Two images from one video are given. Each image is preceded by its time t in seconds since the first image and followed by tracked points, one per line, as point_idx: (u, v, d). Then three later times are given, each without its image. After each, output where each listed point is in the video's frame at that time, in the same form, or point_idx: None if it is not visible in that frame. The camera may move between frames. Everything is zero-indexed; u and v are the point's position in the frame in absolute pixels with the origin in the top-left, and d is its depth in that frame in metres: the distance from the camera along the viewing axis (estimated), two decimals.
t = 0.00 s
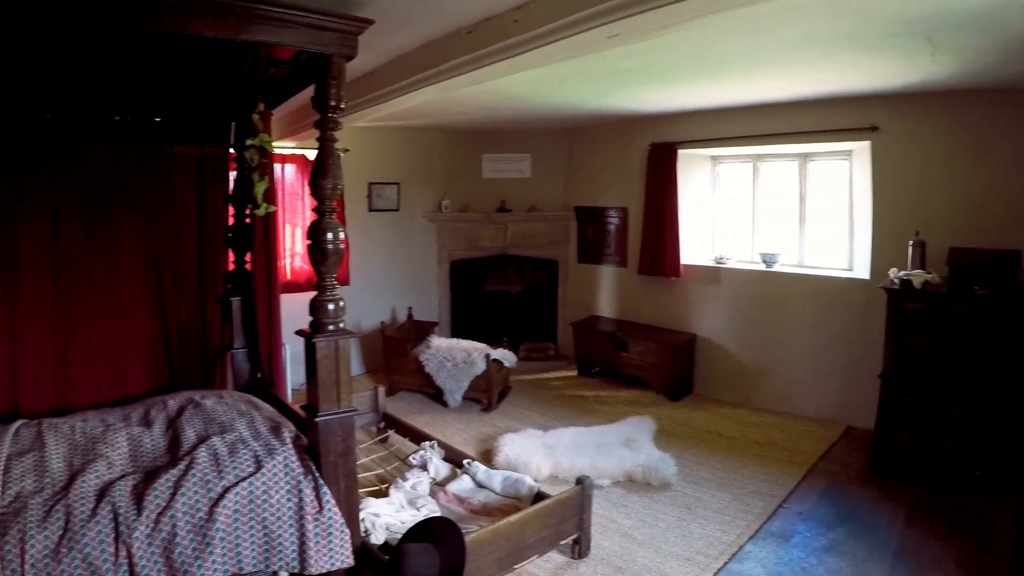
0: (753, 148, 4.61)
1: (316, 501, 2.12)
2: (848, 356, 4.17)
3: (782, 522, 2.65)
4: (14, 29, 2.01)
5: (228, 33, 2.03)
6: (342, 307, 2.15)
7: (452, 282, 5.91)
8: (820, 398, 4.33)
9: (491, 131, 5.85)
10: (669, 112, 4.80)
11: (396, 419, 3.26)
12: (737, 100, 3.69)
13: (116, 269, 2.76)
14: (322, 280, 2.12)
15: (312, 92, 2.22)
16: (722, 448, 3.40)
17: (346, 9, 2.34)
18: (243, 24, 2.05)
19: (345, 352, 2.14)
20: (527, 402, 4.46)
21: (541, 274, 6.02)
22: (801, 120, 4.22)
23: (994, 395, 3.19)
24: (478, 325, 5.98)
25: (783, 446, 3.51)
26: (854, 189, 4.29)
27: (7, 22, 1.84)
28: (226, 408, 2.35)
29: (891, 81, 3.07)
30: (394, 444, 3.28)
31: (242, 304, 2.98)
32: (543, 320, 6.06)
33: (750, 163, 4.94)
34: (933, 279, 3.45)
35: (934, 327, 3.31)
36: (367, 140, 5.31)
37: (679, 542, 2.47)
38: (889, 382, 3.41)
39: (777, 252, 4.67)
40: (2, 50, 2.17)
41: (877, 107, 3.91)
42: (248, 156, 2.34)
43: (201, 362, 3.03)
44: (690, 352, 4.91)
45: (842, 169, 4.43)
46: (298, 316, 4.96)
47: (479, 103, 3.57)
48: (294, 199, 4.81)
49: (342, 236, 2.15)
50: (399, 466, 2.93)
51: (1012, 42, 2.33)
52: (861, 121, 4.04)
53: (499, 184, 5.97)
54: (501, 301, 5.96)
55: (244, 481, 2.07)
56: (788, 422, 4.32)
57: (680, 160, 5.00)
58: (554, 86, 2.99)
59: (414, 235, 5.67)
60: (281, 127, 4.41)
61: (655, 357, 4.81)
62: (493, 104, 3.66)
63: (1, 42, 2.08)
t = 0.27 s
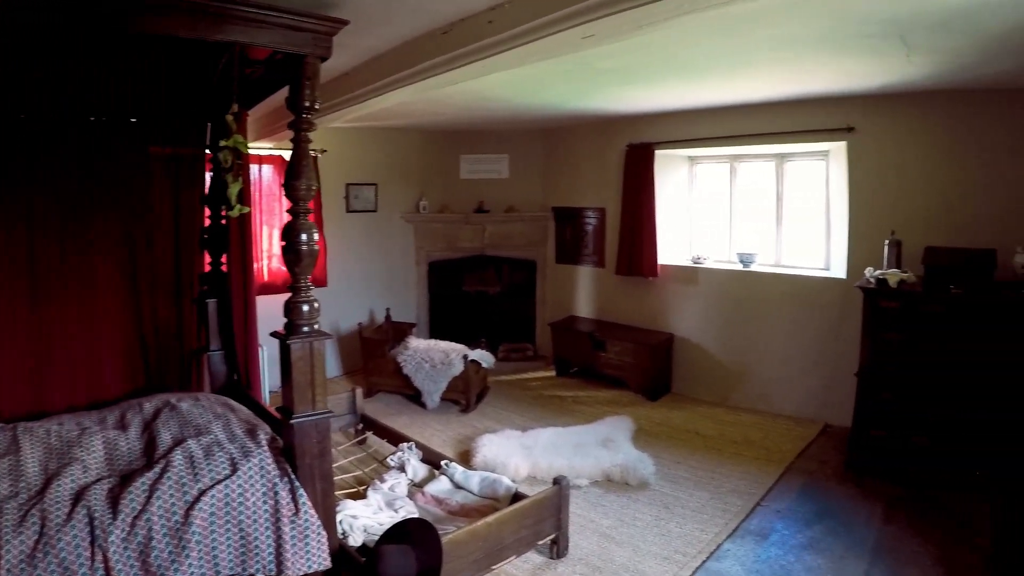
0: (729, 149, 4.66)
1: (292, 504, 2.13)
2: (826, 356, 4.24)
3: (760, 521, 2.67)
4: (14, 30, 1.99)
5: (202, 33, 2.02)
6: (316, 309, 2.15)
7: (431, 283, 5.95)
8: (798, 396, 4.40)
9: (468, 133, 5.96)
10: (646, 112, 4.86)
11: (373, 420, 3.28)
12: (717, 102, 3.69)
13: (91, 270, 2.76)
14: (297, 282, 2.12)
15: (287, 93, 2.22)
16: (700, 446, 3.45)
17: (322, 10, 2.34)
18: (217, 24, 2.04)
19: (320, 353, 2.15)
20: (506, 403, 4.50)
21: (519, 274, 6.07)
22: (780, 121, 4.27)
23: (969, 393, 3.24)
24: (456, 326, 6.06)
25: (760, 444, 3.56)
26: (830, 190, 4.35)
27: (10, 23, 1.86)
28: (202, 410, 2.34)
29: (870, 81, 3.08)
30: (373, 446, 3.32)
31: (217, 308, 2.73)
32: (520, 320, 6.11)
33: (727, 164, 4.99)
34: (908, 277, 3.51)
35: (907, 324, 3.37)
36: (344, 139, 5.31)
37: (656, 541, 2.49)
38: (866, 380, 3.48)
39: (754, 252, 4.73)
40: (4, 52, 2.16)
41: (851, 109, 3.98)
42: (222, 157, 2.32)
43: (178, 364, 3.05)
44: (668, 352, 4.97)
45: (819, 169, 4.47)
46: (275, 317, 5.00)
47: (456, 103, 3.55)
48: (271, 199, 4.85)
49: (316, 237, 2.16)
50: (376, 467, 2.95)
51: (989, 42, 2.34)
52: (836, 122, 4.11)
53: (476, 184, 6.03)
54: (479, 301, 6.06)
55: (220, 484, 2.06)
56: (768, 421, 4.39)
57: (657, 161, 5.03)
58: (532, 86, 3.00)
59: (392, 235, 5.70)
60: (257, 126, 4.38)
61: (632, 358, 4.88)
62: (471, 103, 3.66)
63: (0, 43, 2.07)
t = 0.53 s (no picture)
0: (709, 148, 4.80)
1: (269, 506, 2.12)
2: (805, 355, 4.38)
3: (739, 519, 2.72)
4: (13, 29, 1.95)
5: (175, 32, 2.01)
6: (293, 310, 2.16)
7: (411, 286, 6.06)
8: (773, 393, 4.55)
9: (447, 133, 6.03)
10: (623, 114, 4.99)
11: (352, 421, 3.37)
12: (699, 103, 3.74)
13: (67, 273, 2.75)
14: (272, 283, 2.12)
15: (261, 92, 2.20)
16: (679, 445, 3.52)
17: (298, 10, 2.33)
18: (191, 24, 2.03)
19: (296, 354, 2.16)
20: (486, 403, 4.65)
21: (497, 274, 6.19)
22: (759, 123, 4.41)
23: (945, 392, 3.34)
24: (434, 327, 6.19)
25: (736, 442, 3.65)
26: (810, 192, 4.52)
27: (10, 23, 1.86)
28: (179, 412, 2.32)
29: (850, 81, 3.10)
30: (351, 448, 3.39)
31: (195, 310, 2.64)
32: (497, 321, 6.25)
33: (705, 164, 5.12)
34: (885, 276, 3.62)
35: (884, 323, 3.48)
36: (321, 139, 5.41)
37: (636, 540, 2.50)
38: (844, 379, 3.61)
39: (732, 251, 4.87)
40: (3, 52, 2.12)
41: (831, 110, 4.13)
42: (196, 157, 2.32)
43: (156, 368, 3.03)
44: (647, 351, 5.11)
45: (797, 168, 4.63)
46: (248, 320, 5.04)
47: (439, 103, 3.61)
48: (249, 200, 4.94)
49: (291, 238, 2.17)
50: (355, 469, 3.03)
51: (965, 42, 2.35)
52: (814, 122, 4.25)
53: (453, 184, 6.11)
54: (457, 301, 6.14)
55: (197, 487, 2.04)
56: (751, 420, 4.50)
57: (635, 160, 5.19)
58: (511, 87, 3.02)
59: (370, 235, 5.79)
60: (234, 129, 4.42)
61: (611, 357, 5.01)
62: (451, 104, 3.67)
63: None
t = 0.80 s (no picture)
0: (685, 148, 4.94)
1: (243, 510, 2.11)
2: (778, 352, 4.54)
3: (715, 518, 2.85)
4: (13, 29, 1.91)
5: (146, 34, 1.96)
6: (265, 313, 2.16)
7: (385, 288, 6.22)
8: (746, 389, 4.70)
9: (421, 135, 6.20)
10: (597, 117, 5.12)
11: (328, 425, 3.57)
12: (676, 104, 3.80)
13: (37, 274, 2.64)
14: (244, 286, 2.12)
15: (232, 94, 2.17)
16: (655, 446, 3.75)
17: (269, 11, 2.31)
18: (163, 26, 1.99)
19: (269, 357, 2.16)
20: (462, 404, 4.81)
21: (473, 276, 6.33)
22: (733, 123, 4.57)
23: (919, 390, 3.39)
24: (411, 329, 6.35)
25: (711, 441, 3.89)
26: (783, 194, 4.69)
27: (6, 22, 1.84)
28: (152, 417, 2.31)
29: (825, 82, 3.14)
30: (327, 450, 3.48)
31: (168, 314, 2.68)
32: (473, 322, 6.41)
33: (680, 165, 5.29)
34: (857, 276, 3.71)
35: (857, 322, 3.56)
36: (297, 142, 5.53)
37: (612, 540, 2.62)
38: (819, 378, 3.67)
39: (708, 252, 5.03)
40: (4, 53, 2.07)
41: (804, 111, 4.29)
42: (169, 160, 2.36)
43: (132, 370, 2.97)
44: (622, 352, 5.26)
45: (769, 168, 4.80)
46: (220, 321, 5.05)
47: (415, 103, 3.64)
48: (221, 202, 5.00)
49: (263, 241, 2.17)
50: (331, 472, 3.09)
51: (937, 41, 2.37)
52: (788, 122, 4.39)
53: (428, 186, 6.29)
54: (433, 302, 6.34)
55: (171, 492, 2.03)
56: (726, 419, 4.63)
57: (610, 160, 5.33)
58: (487, 87, 3.03)
59: (342, 240, 5.93)
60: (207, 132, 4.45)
61: (585, 358, 5.13)
62: (426, 104, 3.69)
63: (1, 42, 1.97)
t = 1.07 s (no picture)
0: (659, 149, 4.96)
1: (216, 513, 2.09)
2: (751, 351, 4.58)
3: (691, 516, 2.90)
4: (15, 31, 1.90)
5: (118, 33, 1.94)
6: (236, 314, 2.15)
7: (360, 289, 6.22)
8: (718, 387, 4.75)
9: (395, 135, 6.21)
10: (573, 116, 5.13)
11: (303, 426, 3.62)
12: (652, 104, 3.80)
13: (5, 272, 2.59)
14: (215, 287, 2.12)
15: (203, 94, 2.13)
16: (630, 445, 3.83)
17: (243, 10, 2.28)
18: (133, 26, 1.95)
19: (240, 358, 2.15)
20: (437, 404, 4.83)
21: (447, 277, 6.35)
22: (707, 124, 4.59)
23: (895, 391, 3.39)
24: (387, 329, 6.35)
25: (687, 440, 3.99)
26: (757, 193, 4.71)
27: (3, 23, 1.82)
28: (125, 420, 2.30)
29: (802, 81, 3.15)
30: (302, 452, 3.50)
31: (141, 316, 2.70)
32: (448, 322, 6.42)
33: (654, 165, 5.32)
34: (831, 275, 3.72)
35: (829, 321, 3.56)
36: (268, 142, 5.51)
37: (587, 538, 2.67)
38: (794, 377, 3.68)
39: (682, 252, 5.06)
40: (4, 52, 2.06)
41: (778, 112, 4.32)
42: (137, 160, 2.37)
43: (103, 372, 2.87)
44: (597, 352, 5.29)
45: (744, 168, 4.84)
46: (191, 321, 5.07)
47: (389, 102, 3.63)
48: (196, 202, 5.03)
49: (235, 241, 2.16)
50: (306, 474, 3.11)
51: (915, 42, 2.38)
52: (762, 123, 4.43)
53: (401, 186, 6.31)
54: (409, 303, 6.33)
55: (143, 495, 2.02)
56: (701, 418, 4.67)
57: (585, 160, 5.35)
58: (464, 85, 3.03)
59: (316, 239, 5.93)
60: (180, 131, 4.44)
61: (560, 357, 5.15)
62: (401, 103, 3.68)
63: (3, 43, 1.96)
